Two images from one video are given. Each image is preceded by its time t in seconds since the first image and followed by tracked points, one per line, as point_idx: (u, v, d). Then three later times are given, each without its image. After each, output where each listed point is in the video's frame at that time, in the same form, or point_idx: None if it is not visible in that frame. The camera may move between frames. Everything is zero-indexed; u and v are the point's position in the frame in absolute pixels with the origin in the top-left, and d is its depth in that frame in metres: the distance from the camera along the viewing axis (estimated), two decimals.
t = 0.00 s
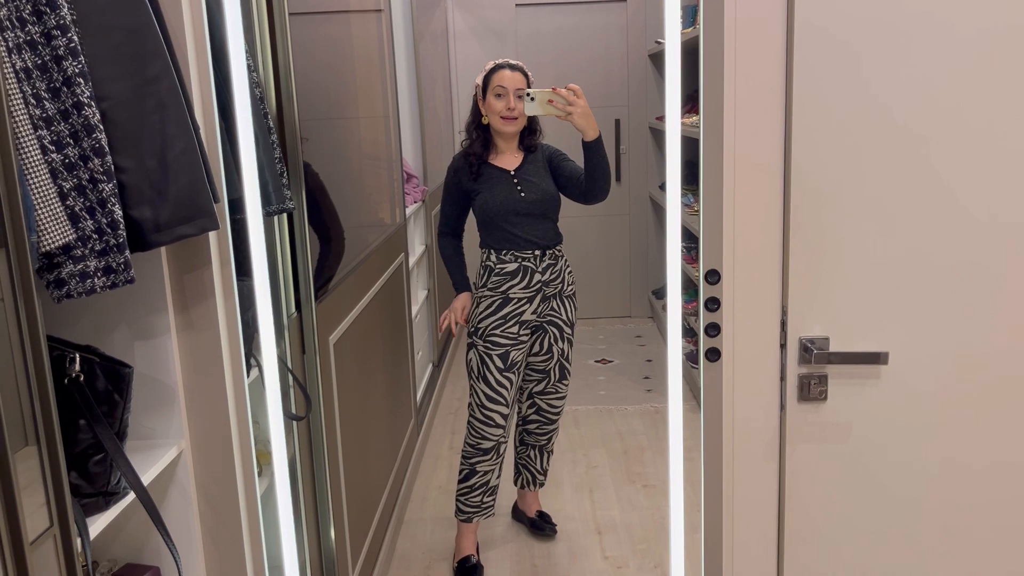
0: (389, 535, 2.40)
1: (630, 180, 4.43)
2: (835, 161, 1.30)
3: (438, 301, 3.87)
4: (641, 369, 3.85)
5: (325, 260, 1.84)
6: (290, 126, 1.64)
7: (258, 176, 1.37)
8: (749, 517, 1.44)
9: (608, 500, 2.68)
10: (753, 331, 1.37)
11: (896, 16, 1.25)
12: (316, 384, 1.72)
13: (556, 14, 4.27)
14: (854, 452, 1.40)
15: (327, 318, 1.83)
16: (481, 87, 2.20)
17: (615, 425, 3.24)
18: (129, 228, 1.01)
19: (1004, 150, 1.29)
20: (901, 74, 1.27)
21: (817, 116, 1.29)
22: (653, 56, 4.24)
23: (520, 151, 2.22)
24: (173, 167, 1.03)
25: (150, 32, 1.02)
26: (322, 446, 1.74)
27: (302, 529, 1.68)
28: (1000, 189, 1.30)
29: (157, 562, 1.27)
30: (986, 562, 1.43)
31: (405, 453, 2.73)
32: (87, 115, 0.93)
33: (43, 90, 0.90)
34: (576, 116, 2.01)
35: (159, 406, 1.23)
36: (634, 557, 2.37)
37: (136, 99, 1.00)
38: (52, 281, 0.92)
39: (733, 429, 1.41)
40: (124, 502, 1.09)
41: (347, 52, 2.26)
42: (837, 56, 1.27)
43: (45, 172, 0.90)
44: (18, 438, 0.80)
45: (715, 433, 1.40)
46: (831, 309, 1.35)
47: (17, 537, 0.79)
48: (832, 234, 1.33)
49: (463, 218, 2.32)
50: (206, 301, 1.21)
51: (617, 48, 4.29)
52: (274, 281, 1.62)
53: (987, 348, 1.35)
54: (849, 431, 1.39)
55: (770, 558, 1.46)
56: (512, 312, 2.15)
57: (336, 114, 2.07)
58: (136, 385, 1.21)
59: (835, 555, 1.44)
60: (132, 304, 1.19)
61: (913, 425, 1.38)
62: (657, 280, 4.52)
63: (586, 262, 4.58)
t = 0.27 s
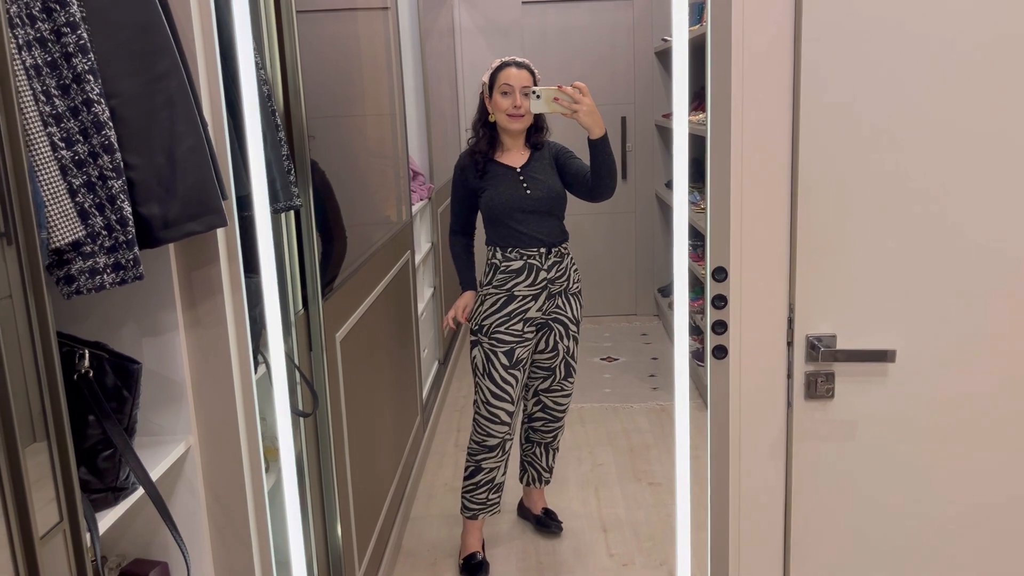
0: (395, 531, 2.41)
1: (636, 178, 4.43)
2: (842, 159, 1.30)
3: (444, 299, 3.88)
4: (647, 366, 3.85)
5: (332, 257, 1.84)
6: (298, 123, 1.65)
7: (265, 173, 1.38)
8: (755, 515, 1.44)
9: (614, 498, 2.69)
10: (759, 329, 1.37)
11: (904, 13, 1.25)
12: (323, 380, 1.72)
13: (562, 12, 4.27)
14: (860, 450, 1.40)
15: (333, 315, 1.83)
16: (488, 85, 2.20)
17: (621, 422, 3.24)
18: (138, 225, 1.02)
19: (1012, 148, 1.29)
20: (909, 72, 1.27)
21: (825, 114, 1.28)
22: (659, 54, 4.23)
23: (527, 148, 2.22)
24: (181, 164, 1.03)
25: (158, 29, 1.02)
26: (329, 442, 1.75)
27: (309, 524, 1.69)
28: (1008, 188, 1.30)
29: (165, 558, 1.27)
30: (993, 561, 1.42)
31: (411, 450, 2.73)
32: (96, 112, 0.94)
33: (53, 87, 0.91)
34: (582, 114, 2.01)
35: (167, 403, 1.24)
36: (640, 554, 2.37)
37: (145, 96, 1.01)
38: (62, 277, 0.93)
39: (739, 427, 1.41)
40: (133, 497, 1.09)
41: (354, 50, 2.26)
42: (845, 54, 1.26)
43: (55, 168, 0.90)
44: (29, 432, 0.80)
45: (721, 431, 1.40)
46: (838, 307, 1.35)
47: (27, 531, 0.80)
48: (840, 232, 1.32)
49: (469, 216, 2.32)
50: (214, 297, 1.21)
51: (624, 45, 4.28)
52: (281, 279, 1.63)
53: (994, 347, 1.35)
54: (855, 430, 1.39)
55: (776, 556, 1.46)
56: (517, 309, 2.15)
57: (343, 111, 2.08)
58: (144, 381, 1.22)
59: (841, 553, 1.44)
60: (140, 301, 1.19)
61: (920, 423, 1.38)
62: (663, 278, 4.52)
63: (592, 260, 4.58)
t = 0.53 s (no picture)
0: (398, 529, 2.41)
1: (641, 176, 4.42)
2: (848, 157, 1.29)
3: (448, 297, 3.87)
4: (651, 366, 3.84)
5: (336, 255, 1.84)
6: (302, 121, 1.65)
7: (270, 171, 1.38)
8: (759, 514, 1.44)
9: (618, 497, 2.68)
10: (764, 328, 1.37)
11: (911, 11, 1.24)
12: (327, 378, 1.72)
13: (567, 10, 4.26)
14: (866, 450, 1.39)
15: (338, 313, 1.83)
16: (492, 84, 2.20)
17: (625, 421, 3.24)
18: (142, 222, 1.02)
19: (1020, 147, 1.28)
20: (916, 71, 1.26)
21: (831, 112, 1.28)
22: (664, 52, 4.22)
23: (531, 147, 2.21)
24: (186, 162, 1.03)
25: (163, 27, 1.02)
26: (333, 440, 1.75)
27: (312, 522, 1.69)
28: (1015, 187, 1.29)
29: (169, 555, 1.28)
30: (998, 561, 1.42)
31: (414, 448, 2.73)
32: (101, 110, 0.94)
33: (58, 84, 0.91)
34: (587, 112, 2.00)
35: (171, 400, 1.24)
36: (644, 554, 2.36)
37: (150, 94, 1.01)
38: (66, 275, 0.93)
39: (744, 426, 1.41)
40: (136, 494, 1.09)
41: (359, 47, 2.26)
42: (851, 52, 1.26)
43: (60, 165, 0.90)
44: (34, 432, 0.80)
45: (725, 430, 1.40)
46: (844, 306, 1.35)
47: (32, 530, 0.80)
48: (846, 231, 1.32)
49: (474, 214, 2.32)
50: (218, 295, 1.21)
51: (629, 44, 4.27)
52: (285, 277, 1.63)
53: (1001, 347, 1.34)
54: (861, 430, 1.39)
55: (781, 556, 1.46)
56: (521, 308, 2.15)
57: (347, 109, 2.08)
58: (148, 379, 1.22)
59: (846, 553, 1.44)
60: (145, 299, 1.19)
61: (926, 423, 1.38)
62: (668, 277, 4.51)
63: (596, 258, 4.57)
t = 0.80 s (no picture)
0: (401, 528, 2.41)
1: (645, 176, 4.41)
2: (851, 157, 1.29)
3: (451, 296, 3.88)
4: (654, 365, 3.84)
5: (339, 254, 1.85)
6: (305, 120, 1.65)
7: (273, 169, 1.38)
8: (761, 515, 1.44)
9: (620, 496, 2.68)
10: (767, 328, 1.37)
11: (915, 9, 1.24)
12: (329, 376, 1.73)
13: (571, 9, 4.26)
14: (867, 451, 1.39)
15: (340, 311, 1.83)
16: (496, 83, 2.20)
17: (628, 421, 3.24)
18: (145, 221, 1.02)
19: None
20: (919, 70, 1.26)
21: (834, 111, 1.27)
22: (668, 51, 4.22)
23: (535, 146, 2.22)
24: (188, 161, 1.03)
25: (165, 25, 1.02)
26: (335, 438, 1.75)
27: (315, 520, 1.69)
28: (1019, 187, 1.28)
29: (171, 553, 1.28)
30: (1001, 562, 1.41)
31: (417, 446, 2.74)
32: (104, 108, 0.94)
33: (61, 83, 0.91)
34: (590, 111, 2.00)
35: (174, 398, 1.24)
36: (646, 553, 2.36)
37: (152, 93, 1.01)
38: (69, 274, 0.93)
39: (746, 426, 1.41)
40: (138, 493, 1.10)
41: (362, 46, 2.26)
42: (854, 52, 1.25)
43: (62, 164, 0.91)
44: (36, 430, 0.80)
45: (727, 430, 1.40)
46: (846, 307, 1.34)
47: (33, 529, 0.80)
48: (847, 231, 1.32)
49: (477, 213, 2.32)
50: (220, 294, 1.22)
51: (633, 42, 4.27)
52: (288, 275, 1.63)
53: (1003, 348, 1.34)
54: (863, 430, 1.38)
55: (782, 556, 1.46)
56: (524, 307, 2.15)
57: (350, 108, 2.08)
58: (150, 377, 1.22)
59: (848, 553, 1.44)
60: (148, 297, 1.20)
61: (928, 424, 1.37)
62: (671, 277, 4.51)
63: (599, 258, 4.57)
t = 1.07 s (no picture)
0: (405, 527, 2.41)
1: (649, 175, 4.41)
2: (860, 156, 1.28)
3: (456, 294, 3.88)
4: (659, 364, 3.84)
5: (345, 253, 1.85)
6: (311, 118, 1.65)
7: (280, 167, 1.38)
8: (767, 515, 1.43)
9: (625, 496, 2.68)
10: (774, 327, 1.36)
11: (925, 8, 1.23)
12: (334, 374, 1.73)
13: (576, 7, 4.25)
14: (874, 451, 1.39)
15: (346, 310, 1.83)
16: (500, 81, 2.19)
17: (632, 420, 3.23)
18: (152, 218, 1.02)
19: None
20: (929, 69, 1.25)
21: (843, 110, 1.27)
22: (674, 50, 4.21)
23: (539, 145, 2.21)
24: (196, 158, 1.03)
25: (174, 23, 1.02)
26: (340, 437, 1.75)
27: (320, 519, 1.69)
28: None
29: (177, 551, 1.28)
30: (1009, 563, 1.41)
31: (422, 444, 2.74)
32: (112, 106, 0.94)
33: (69, 80, 0.91)
34: (595, 110, 2.00)
35: (180, 396, 1.24)
36: (650, 553, 2.36)
37: (160, 90, 1.01)
38: (77, 271, 0.93)
39: (753, 426, 1.40)
40: (146, 490, 1.10)
41: (368, 44, 2.26)
42: (863, 50, 1.25)
43: (71, 161, 0.91)
44: (45, 427, 0.81)
45: (734, 430, 1.40)
46: (854, 307, 1.34)
47: (42, 526, 0.80)
48: (855, 230, 1.31)
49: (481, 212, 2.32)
50: (227, 291, 1.22)
51: (638, 41, 4.26)
52: (294, 274, 1.63)
53: (1011, 348, 1.33)
54: (870, 430, 1.38)
55: (789, 556, 1.45)
56: (527, 306, 2.15)
57: (356, 106, 2.08)
58: (157, 375, 1.22)
59: (855, 554, 1.43)
60: (155, 295, 1.20)
61: (935, 424, 1.37)
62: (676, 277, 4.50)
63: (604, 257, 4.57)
